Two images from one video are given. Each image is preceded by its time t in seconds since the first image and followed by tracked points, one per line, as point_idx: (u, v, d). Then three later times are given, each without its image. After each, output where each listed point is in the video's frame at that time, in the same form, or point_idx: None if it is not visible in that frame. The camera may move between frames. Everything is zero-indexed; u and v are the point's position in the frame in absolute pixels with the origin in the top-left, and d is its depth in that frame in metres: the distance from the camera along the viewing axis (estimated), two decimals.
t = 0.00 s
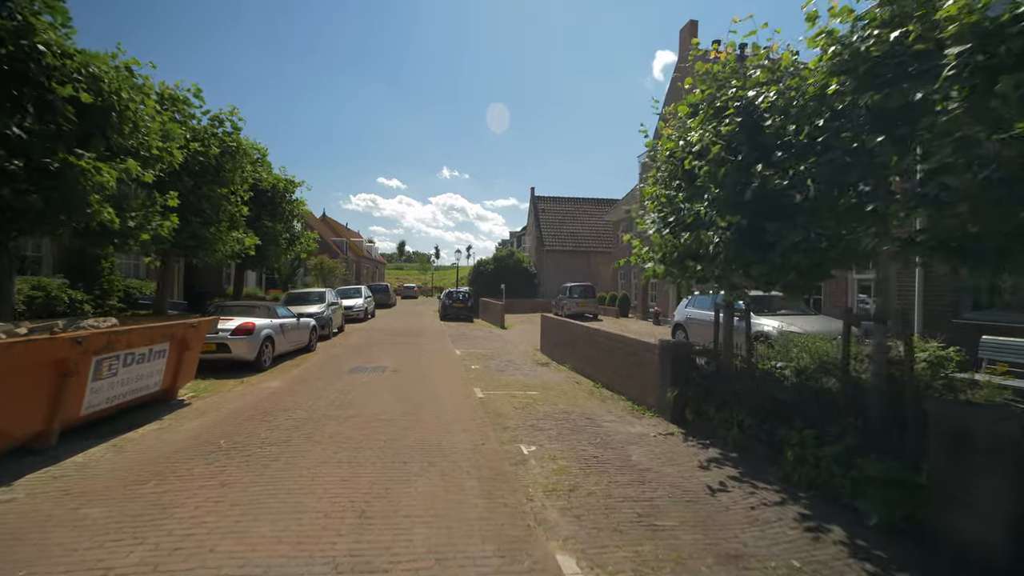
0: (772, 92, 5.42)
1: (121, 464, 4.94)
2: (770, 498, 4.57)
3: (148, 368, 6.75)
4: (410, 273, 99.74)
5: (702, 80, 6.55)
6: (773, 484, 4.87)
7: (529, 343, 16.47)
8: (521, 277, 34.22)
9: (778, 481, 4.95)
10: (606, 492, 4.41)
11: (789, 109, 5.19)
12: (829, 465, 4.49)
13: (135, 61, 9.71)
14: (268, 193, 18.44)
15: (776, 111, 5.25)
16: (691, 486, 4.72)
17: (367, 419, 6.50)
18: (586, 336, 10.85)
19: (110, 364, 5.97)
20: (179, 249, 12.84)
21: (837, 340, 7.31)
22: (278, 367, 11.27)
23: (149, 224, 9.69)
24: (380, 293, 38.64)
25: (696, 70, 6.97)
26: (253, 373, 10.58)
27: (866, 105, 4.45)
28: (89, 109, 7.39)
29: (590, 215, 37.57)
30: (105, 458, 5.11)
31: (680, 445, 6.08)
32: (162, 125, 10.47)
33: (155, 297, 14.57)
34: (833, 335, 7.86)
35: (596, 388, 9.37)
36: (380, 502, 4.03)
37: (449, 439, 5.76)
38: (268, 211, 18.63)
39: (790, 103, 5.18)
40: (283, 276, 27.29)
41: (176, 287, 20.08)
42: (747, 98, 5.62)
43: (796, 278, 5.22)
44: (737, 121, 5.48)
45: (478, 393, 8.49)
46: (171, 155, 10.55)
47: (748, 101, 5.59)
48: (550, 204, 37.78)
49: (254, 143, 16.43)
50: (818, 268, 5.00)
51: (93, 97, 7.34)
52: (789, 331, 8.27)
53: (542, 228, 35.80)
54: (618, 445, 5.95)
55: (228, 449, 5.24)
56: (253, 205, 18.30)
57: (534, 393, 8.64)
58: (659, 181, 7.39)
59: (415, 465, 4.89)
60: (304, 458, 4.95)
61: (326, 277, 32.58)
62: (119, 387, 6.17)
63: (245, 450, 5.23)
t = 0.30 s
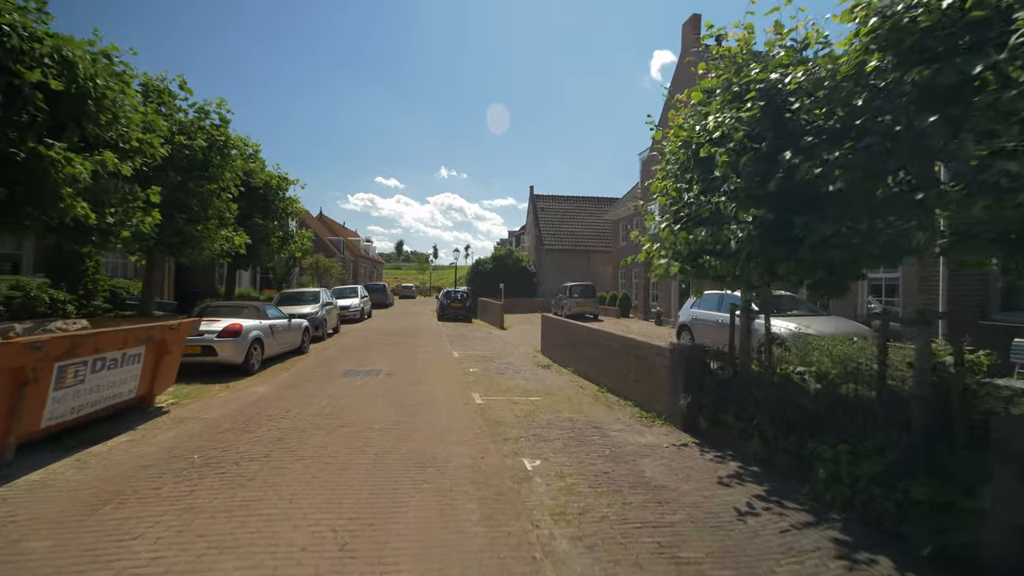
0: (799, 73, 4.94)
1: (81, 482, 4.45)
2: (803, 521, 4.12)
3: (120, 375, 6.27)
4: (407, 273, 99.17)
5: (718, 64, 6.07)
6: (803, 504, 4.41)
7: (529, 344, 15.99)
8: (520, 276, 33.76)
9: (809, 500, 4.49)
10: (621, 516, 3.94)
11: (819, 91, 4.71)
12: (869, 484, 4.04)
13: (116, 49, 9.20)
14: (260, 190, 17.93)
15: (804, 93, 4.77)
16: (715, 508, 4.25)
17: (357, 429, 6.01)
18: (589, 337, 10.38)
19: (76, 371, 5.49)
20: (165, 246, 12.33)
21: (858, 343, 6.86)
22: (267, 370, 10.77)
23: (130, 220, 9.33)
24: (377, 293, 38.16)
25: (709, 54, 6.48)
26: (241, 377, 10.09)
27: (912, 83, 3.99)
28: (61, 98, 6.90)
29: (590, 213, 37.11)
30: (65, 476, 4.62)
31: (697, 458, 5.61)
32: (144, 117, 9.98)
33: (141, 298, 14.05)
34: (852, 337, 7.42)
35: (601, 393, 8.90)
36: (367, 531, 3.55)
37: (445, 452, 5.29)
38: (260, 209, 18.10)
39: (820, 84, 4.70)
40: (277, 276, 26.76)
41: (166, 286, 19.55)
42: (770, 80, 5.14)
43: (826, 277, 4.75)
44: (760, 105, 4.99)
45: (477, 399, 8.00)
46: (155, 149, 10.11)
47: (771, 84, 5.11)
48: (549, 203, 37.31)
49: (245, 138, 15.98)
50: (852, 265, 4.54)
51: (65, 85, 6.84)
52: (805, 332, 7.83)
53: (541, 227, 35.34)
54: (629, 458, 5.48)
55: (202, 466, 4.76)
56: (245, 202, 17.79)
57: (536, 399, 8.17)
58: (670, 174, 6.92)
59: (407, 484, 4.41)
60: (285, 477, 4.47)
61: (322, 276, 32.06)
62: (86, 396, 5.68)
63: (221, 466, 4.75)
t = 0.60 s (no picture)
0: (834, 45, 4.43)
1: (23, 505, 3.93)
2: (842, 549, 3.62)
3: (82, 381, 5.79)
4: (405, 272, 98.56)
5: (736, 42, 5.56)
6: (839, 527, 3.92)
7: (529, 344, 15.47)
8: (518, 275, 33.26)
9: (847, 522, 3.99)
10: (637, 547, 3.44)
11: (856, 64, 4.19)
12: (919, 506, 3.53)
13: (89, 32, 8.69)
14: (250, 186, 17.37)
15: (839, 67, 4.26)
16: (742, 534, 3.75)
17: (342, 439, 5.50)
18: (592, 338, 9.86)
19: (26, 378, 5.02)
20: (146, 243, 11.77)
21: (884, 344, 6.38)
22: (253, 373, 10.23)
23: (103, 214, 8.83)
24: (373, 292, 37.61)
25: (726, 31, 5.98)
26: (224, 380, 9.54)
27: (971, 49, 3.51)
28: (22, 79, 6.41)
29: (589, 211, 36.63)
30: (6, 497, 4.10)
31: (715, 471, 5.11)
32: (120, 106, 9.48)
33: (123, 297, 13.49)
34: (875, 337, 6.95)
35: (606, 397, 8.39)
36: (343, 568, 3.04)
37: (438, 467, 4.77)
38: (250, 205, 17.53)
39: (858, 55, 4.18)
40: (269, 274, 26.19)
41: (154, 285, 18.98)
42: (799, 55, 4.64)
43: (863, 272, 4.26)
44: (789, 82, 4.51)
45: (474, 404, 7.50)
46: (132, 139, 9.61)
47: (800, 59, 4.61)
48: (548, 201, 36.81)
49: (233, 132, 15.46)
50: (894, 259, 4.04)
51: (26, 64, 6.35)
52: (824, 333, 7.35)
53: (539, 226, 34.83)
54: (641, 473, 4.98)
55: (163, 485, 4.23)
56: (235, 198, 17.23)
57: (537, 404, 7.66)
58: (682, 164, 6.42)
59: (394, 506, 3.90)
60: (256, 499, 3.95)
61: (316, 276, 31.50)
62: (40, 405, 5.22)
63: (184, 486, 4.22)
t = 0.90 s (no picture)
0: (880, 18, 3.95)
1: None
2: None
3: (40, 395, 5.26)
4: (402, 273, 98.02)
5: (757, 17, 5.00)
6: (893, 568, 3.45)
7: (529, 347, 14.97)
8: (517, 275, 32.75)
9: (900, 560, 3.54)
10: None
11: (907, 37, 3.72)
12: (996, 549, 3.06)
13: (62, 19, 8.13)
14: (240, 184, 16.81)
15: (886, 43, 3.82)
16: None
17: (328, 458, 4.99)
18: (596, 343, 9.36)
19: None
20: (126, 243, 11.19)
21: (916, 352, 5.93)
22: (239, 380, 9.69)
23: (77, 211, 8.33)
24: (369, 293, 37.06)
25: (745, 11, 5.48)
26: (207, 388, 9.00)
27: None
28: None
29: (588, 211, 36.19)
30: None
31: (740, 495, 4.61)
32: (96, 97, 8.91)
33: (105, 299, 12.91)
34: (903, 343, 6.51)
35: (613, 407, 7.89)
36: None
37: (433, 492, 4.26)
38: (240, 204, 16.97)
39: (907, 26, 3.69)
40: (262, 275, 25.61)
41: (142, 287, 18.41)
42: (837, 30, 4.17)
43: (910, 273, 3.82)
44: (827, 59, 4.01)
45: (473, 415, 7.00)
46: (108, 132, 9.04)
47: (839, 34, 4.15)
48: (547, 201, 36.38)
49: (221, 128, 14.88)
50: (950, 259, 3.62)
51: None
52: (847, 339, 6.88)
53: (538, 225, 34.36)
54: (658, 496, 4.47)
55: (117, 518, 3.70)
56: (224, 197, 16.67)
57: (540, 414, 7.16)
58: (698, 156, 5.94)
59: (381, 544, 3.38)
60: (221, 535, 3.43)
61: (311, 276, 30.94)
62: None
63: (142, 518, 3.70)
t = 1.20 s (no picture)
0: None
1: None
2: None
3: None
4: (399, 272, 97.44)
5: None
6: None
7: (530, 348, 14.49)
8: (516, 275, 32.24)
9: None
10: None
11: None
12: None
13: None
14: (232, 179, 16.25)
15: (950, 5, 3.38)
16: None
17: (313, 476, 4.48)
18: (603, 344, 8.86)
19: None
20: (108, 240, 10.64)
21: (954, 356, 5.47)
22: (226, 384, 9.18)
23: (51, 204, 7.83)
24: (366, 293, 36.51)
25: None
26: (191, 393, 8.50)
27: None
28: None
29: (588, 210, 35.70)
30: None
31: (775, 518, 4.13)
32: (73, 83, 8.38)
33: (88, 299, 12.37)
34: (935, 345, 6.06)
35: (623, 413, 7.39)
36: None
37: (431, 516, 3.77)
38: (232, 200, 16.41)
39: None
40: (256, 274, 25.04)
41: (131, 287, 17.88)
42: None
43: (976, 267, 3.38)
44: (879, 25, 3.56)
45: (474, 423, 6.51)
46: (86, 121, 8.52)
47: None
48: (546, 199, 35.92)
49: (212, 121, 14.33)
50: None
51: None
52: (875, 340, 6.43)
53: (537, 224, 33.88)
54: (684, 520, 3.99)
55: (66, 551, 3.21)
56: (216, 192, 16.11)
57: (546, 422, 6.67)
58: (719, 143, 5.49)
59: None
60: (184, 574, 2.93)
61: (307, 276, 30.38)
62: None
63: (95, 551, 3.21)
